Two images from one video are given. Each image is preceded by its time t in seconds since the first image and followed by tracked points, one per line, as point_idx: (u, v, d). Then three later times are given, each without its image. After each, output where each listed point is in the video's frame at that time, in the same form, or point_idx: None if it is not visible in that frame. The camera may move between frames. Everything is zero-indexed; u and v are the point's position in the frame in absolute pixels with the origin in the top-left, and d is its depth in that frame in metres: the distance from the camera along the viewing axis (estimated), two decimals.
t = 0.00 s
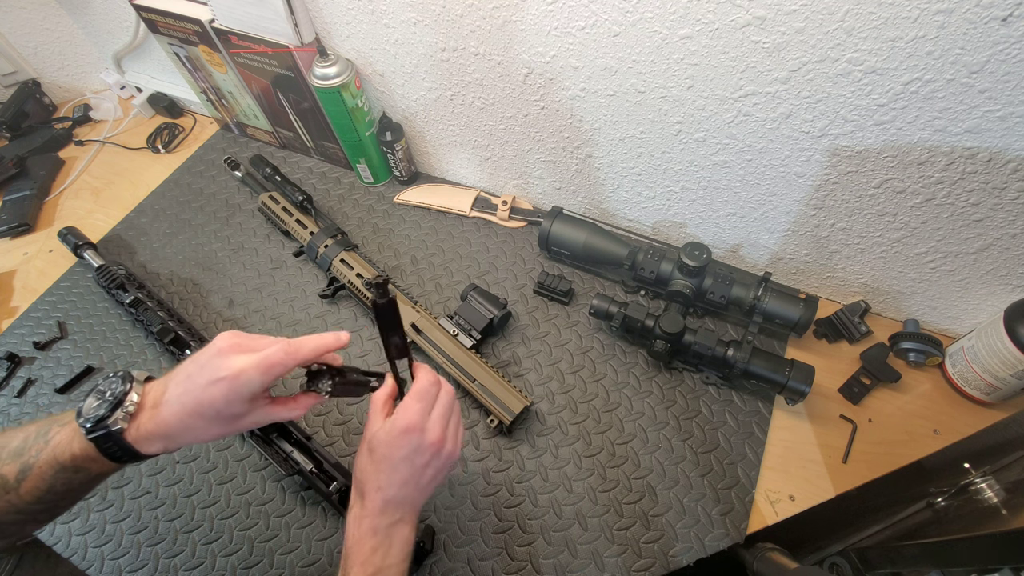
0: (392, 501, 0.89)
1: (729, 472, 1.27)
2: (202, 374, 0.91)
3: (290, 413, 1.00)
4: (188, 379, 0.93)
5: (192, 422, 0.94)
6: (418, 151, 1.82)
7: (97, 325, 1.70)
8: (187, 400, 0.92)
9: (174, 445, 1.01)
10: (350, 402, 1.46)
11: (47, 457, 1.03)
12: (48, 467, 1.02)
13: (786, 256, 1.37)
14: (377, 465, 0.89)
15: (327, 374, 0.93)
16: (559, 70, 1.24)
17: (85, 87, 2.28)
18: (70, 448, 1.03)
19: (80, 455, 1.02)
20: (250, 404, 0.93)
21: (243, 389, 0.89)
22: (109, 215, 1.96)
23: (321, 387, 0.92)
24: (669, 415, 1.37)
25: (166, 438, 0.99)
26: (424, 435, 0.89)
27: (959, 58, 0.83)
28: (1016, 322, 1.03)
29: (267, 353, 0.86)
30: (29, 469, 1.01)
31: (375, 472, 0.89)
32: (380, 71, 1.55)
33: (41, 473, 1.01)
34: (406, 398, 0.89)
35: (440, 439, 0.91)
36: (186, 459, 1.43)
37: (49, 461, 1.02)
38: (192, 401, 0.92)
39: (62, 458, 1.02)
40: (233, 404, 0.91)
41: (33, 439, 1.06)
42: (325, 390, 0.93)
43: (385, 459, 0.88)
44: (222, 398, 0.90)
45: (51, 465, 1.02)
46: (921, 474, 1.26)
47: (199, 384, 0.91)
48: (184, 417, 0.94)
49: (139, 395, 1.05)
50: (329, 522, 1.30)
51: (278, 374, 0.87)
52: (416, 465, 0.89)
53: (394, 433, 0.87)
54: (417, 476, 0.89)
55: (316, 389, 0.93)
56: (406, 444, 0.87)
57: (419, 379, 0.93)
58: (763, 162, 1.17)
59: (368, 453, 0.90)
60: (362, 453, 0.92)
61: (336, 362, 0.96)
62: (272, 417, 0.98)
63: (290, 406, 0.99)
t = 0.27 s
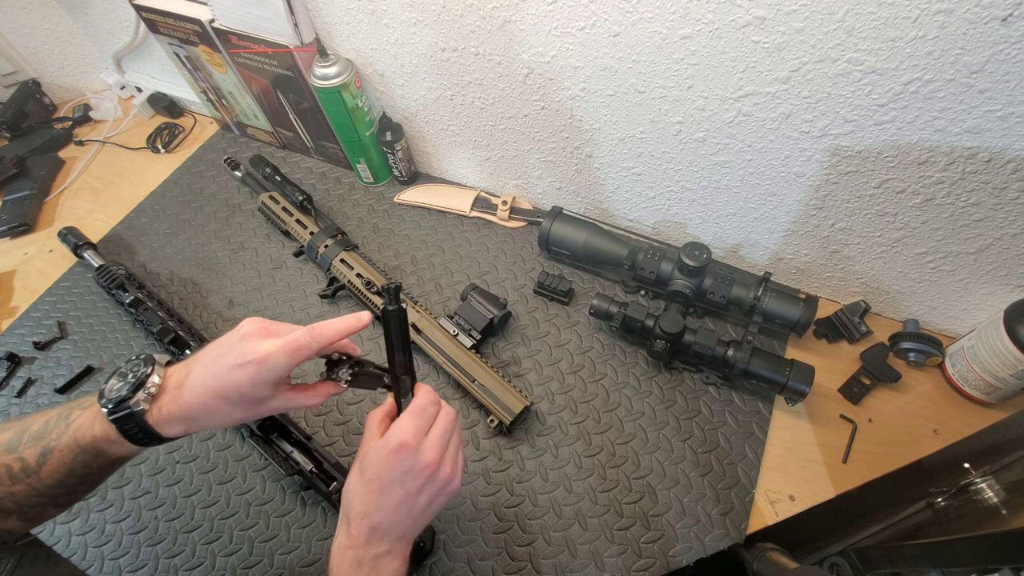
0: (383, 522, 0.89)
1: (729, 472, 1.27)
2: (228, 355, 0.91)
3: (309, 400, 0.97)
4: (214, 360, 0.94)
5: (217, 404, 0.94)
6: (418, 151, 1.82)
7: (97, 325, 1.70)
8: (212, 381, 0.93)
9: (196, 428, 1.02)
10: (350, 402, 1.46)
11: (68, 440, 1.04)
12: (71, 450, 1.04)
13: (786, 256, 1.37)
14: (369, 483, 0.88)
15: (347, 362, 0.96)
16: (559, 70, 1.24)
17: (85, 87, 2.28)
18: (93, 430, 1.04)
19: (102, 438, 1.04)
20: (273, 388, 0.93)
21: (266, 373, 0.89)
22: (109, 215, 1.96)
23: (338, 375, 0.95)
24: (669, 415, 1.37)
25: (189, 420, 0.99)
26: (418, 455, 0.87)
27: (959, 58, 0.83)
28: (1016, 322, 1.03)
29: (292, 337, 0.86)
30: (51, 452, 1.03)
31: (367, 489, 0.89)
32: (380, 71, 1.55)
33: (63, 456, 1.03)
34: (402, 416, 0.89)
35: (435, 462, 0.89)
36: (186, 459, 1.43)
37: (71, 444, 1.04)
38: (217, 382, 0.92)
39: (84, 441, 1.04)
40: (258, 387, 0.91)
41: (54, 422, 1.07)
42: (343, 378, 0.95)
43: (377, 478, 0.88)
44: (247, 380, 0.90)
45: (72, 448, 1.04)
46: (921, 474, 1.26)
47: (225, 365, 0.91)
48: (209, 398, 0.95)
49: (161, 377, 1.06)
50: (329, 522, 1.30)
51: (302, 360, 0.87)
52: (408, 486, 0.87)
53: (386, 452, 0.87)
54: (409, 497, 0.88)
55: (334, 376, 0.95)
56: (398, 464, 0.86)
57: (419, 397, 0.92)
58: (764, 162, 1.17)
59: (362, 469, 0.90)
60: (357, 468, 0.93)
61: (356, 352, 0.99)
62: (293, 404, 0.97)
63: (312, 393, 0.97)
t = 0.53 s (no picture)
0: (379, 533, 0.88)
1: (729, 472, 1.27)
2: (240, 350, 0.92)
3: (317, 395, 0.99)
4: (224, 354, 0.94)
5: (227, 397, 0.95)
6: (418, 151, 1.82)
7: (97, 325, 1.70)
8: (223, 375, 0.93)
9: (206, 422, 1.02)
10: (350, 402, 1.46)
11: (77, 435, 1.04)
12: (79, 445, 1.03)
13: (786, 256, 1.37)
14: (366, 493, 0.88)
15: (356, 357, 0.98)
16: (559, 70, 1.24)
17: (85, 87, 2.28)
18: (101, 425, 1.04)
19: (110, 432, 1.04)
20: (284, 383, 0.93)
21: (277, 368, 0.89)
22: (109, 215, 1.96)
23: (348, 370, 0.97)
24: (669, 415, 1.37)
25: (199, 414, 1.00)
26: (416, 464, 0.88)
27: (959, 58, 0.83)
28: (1016, 322, 1.03)
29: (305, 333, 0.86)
30: (59, 447, 1.03)
31: (363, 500, 0.88)
32: (380, 71, 1.55)
33: (72, 451, 1.03)
34: (401, 424, 0.89)
35: (434, 472, 0.89)
36: (186, 459, 1.43)
37: (79, 440, 1.04)
38: (228, 375, 0.92)
39: (92, 436, 1.04)
40: (269, 381, 0.91)
41: (63, 416, 1.06)
42: (352, 373, 0.97)
43: (374, 487, 0.87)
44: (259, 374, 0.90)
45: (81, 443, 1.03)
46: (921, 474, 1.26)
47: (237, 359, 0.91)
48: (219, 391, 0.95)
49: (169, 370, 1.05)
50: (329, 522, 1.30)
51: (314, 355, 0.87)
52: (406, 495, 0.88)
53: (384, 460, 0.87)
54: (407, 508, 0.88)
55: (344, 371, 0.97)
56: (396, 474, 0.87)
57: (418, 406, 0.93)
58: (764, 162, 1.16)
59: (359, 480, 0.90)
60: (353, 479, 0.92)
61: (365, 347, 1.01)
62: (303, 398, 0.98)
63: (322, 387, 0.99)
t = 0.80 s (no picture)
0: (377, 533, 0.88)
1: (730, 472, 1.27)
2: (238, 349, 0.92)
3: (316, 394, 0.99)
4: (223, 353, 0.94)
5: (226, 396, 0.95)
6: (418, 151, 1.82)
7: (97, 325, 1.70)
8: (222, 374, 0.93)
9: (205, 421, 1.02)
10: (350, 402, 1.46)
11: (76, 435, 1.04)
12: (78, 445, 1.04)
13: (786, 256, 1.37)
14: (363, 493, 0.88)
15: (355, 356, 0.95)
16: (559, 70, 1.24)
17: (85, 87, 2.28)
18: (100, 424, 1.04)
19: (109, 432, 1.04)
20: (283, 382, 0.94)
21: (276, 367, 0.89)
22: (109, 215, 1.96)
23: (348, 367, 0.94)
24: (669, 415, 1.37)
25: (199, 413, 1.00)
26: (413, 464, 0.87)
27: (959, 58, 0.83)
28: (1016, 322, 1.03)
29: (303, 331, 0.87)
30: (58, 448, 1.03)
31: (361, 500, 0.89)
32: (380, 71, 1.55)
33: (70, 451, 1.03)
34: (399, 424, 0.89)
35: (431, 472, 0.89)
36: (186, 459, 1.43)
37: (78, 440, 1.04)
38: (227, 374, 0.93)
39: (91, 436, 1.04)
40: (267, 380, 0.91)
41: (61, 417, 1.06)
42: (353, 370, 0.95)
43: (372, 487, 0.88)
44: (257, 373, 0.90)
45: (80, 443, 1.03)
46: (921, 473, 1.26)
47: (235, 358, 0.92)
48: (217, 391, 0.95)
49: (168, 370, 1.06)
50: (329, 522, 1.30)
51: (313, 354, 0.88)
52: (403, 496, 0.87)
53: (381, 460, 0.87)
54: (404, 508, 0.88)
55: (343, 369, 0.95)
56: (393, 474, 0.87)
57: (415, 406, 0.93)
58: (764, 162, 1.17)
59: (357, 480, 0.91)
60: (351, 479, 0.93)
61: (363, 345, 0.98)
62: (302, 396, 0.99)
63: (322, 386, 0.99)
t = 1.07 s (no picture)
0: (381, 532, 0.89)
1: (730, 472, 1.27)
2: (230, 355, 0.91)
3: (311, 401, 0.97)
4: (215, 358, 0.94)
5: (218, 402, 0.94)
6: (418, 151, 1.82)
7: (97, 325, 1.70)
8: (213, 380, 0.93)
9: (198, 427, 1.02)
10: (350, 402, 1.46)
11: (68, 440, 1.04)
12: (69, 450, 1.03)
13: (786, 256, 1.37)
14: (368, 493, 0.88)
15: (350, 362, 0.94)
16: (559, 70, 1.24)
17: (85, 87, 2.28)
18: (91, 430, 1.04)
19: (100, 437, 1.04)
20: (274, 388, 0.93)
21: (266, 373, 0.88)
22: (109, 215, 1.96)
23: (343, 375, 0.93)
24: (669, 415, 1.37)
25: (191, 419, 0.99)
26: (417, 465, 0.87)
27: (959, 58, 0.83)
28: (1016, 322, 1.03)
29: (294, 337, 0.86)
30: (50, 452, 1.03)
31: (365, 500, 0.89)
32: (380, 71, 1.55)
33: (62, 456, 1.03)
34: (402, 425, 0.89)
35: (434, 472, 0.89)
36: (186, 459, 1.43)
37: (70, 444, 1.04)
38: (218, 380, 0.92)
39: (83, 441, 1.04)
40: (258, 387, 0.90)
41: (53, 422, 1.06)
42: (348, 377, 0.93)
43: (375, 488, 0.87)
44: (248, 380, 0.90)
45: (71, 448, 1.03)
46: (920, 473, 1.26)
47: (226, 365, 0.91)
48: (209, 397, 0.94)
49: (161, 376, 1.06)
50: (329, 522, 1.30)
51: (304, 360, 0.87)
52: (407, 496, 0.87)
53: (385, 461, 0.87)
54: (408, 508, 0.88)
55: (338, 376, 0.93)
56: (397, 474, 0.86)
57: (419, 406, 0.92)
58: (763, 162, 1.17)
59: (361, 479, 0.90)
60: (355, 478, 0.93)
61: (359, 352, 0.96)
62: (295, 403, 0.98)
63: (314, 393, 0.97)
